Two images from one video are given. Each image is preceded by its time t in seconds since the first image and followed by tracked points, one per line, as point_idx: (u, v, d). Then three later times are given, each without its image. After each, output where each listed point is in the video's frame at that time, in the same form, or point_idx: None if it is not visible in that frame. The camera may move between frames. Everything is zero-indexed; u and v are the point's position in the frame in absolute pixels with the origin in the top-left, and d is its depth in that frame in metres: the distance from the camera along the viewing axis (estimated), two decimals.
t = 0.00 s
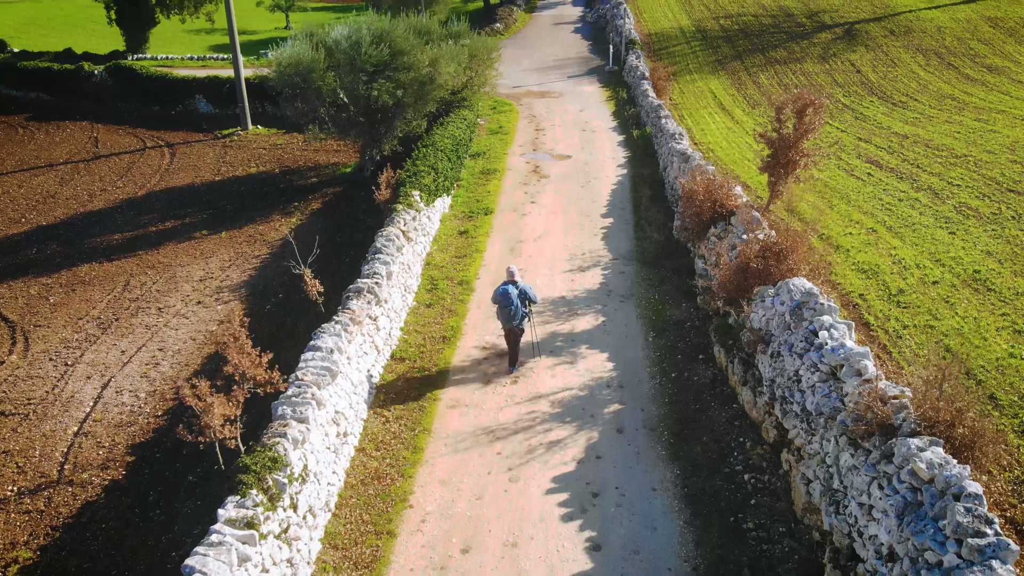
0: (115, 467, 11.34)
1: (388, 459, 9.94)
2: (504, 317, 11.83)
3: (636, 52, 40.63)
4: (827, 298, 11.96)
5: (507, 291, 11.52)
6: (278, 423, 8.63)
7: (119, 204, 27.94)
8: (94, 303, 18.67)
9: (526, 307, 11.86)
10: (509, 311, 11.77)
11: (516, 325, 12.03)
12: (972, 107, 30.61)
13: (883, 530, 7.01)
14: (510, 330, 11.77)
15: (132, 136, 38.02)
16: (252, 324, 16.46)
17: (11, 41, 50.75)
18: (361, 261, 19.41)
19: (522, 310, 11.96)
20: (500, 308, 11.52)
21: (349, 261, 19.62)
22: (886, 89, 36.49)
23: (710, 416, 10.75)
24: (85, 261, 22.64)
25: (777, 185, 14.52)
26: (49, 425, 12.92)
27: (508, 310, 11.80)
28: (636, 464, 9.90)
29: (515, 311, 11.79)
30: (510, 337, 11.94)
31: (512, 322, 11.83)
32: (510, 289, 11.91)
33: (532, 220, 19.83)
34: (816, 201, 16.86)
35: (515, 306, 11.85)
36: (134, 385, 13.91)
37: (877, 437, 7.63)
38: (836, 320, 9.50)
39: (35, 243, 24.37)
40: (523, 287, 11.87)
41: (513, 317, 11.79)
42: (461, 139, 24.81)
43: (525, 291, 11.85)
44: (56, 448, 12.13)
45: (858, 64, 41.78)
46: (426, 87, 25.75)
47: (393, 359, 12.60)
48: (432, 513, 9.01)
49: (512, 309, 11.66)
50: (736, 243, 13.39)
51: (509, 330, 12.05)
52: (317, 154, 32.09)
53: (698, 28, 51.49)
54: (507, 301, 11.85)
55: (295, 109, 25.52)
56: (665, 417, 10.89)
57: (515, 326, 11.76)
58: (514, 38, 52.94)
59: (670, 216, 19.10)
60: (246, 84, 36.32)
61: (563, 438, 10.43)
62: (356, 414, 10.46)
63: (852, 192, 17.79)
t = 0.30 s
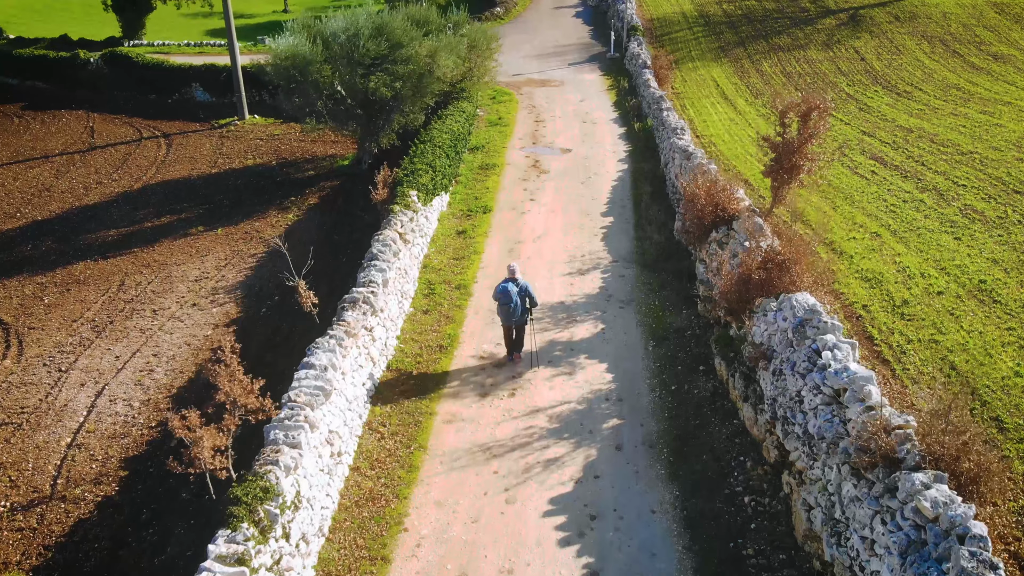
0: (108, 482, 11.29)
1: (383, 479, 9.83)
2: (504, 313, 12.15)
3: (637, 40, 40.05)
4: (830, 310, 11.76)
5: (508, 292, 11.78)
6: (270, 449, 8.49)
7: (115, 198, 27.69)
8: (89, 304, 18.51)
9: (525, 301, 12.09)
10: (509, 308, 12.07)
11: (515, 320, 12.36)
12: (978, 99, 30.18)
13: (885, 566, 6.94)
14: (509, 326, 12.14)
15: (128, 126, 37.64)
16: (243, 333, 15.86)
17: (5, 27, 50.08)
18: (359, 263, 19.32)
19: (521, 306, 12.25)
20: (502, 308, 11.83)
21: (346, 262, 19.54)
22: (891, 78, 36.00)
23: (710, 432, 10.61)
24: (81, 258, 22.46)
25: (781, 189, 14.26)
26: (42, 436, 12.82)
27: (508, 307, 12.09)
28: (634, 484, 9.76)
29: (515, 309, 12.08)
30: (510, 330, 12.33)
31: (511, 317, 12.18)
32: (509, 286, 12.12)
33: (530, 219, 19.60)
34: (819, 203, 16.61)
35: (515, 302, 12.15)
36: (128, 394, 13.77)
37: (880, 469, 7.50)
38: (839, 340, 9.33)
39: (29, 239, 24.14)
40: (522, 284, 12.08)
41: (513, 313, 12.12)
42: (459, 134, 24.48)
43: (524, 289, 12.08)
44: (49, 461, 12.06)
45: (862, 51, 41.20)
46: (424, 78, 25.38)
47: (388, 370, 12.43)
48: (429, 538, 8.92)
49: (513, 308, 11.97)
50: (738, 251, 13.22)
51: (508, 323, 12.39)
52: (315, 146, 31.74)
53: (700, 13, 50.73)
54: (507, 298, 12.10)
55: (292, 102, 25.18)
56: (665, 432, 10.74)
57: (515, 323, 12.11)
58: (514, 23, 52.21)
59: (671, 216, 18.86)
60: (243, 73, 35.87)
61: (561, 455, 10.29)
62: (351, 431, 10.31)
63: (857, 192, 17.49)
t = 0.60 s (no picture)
0: (101, 498, 11.30)
1: (377, 500, 9.75)
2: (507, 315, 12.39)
3: (638, 29, 39.52)
4: (831, 323, 11.59)
5: (513, 298, 11.98)
6: (261, 477, 8.38)
7: (110, 194, 27.46)
8: (83, 307, 18.38)
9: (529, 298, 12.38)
10: (513, 311, 12.31)
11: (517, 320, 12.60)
12: (983, 92, 29.80)
13: None
14: (513, 327, 12.41)
15: (123, 118, 37.26)
16: (237, 342, 15.40)
17: None
18: (355, 263, 18.87)
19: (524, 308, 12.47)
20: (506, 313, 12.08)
21: (342, 263, 19.09)
22: (894, 69, 35.57)
23: (709, 450, 10.49)
24: (75, 257, 22.29)
25: (783, 196, 14.01)
26: (36, 449, 12.76)
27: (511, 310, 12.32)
28: (632, 506, 9.66)
29: (518, 311, 12.32)
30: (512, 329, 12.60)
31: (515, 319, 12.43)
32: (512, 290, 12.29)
33: (528, 220, 19.40)
34: (821, 206, 16.39)
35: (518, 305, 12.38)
36: (121, 405, 13.69)
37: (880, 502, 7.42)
38: (840, 361, 9.19)
39: (23, 237, 23.93)
40: (526, 288, 12.26)
41: (517, 316, 12.36)
42: (457, 130, 24.19)
43: (528, 293, 12.26)
44: (42, 476, 12.01)
45: (865, 40, 40.68)
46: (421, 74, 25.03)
47: (384, 382, 12.31)
48: (424, 564, 8.85)
49: (516, 311, 12.22)
50: (740, 259, 13.04)
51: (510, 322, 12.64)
52: (312, 139, 31.43)
53: None
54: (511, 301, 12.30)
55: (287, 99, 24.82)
56: (662, 449, 10.63)
57: (518, 325, 12.38)
58: (513, 10, 51.55)
59: (671, 217, 18.64)
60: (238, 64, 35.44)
61: (558, 474, 10.18)
62: (344, 450, 10.17)
63: (859, 194, 17.27)
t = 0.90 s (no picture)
0: (94, 516, 11.38)
1: (371, 523, 9.70)
2: (510, 311, 12.71)
3: (638, 20, 39.07)
4: (830, 338, 11.45)
5: (514, 292, 12.30)
6: (252, 506, 8.29)
7: (105, 191, 27.24)
8: (77, 311, 18.26)
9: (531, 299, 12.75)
10: (515, 307, 12.63)
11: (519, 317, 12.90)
12: (985, 87, 29.50)
13: None
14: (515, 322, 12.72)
15: (118, 111, 36.90)
16: (231, 351, 15.23)
17: None
18: (350, 266, 18.76)
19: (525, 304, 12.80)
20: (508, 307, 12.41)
21: (337, 266, 18.97)
22: (897, 62, 35.20)
23: (706, 469, 10.40)
24: (69, 258, 22.12)
25: (783, 204, 13.81)
26: (28, 463, 12.70)
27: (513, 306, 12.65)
28: (627, 529, 9.59)
29: (520, 307, 12.64)
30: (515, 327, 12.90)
31: (516, 315, 12.75)
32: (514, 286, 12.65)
33: (526, 222, 19.23)
34: (821, 210, 16.20)
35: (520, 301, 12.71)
36: (115, 416, 13.61)
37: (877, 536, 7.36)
38: (839, 383, 9.07)
39: (17, 236, 23.75)
40: (527, 283, 12.62)
41: (518, 312, 12.68)
42: (454, 127, 23.94)
43: (529, 288, 12.60)
44: (35, 491, 11.95)
45: (867, 31, 40.24)
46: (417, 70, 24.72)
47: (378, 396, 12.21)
48: None
49: (518, 307, 12.53)
50: (738, 270, 12.89)
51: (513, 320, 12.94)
52: (308, 134, 31.15)
53: None
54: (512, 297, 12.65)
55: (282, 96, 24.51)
56: (659, 468, 10.53)
57: (520, 320, 12.68)
58: None
59: (669, 220, 18.47)
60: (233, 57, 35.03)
61: (554, 495, 10.10)
62: (337, 470, 10.07)
63: (859, 198, 17.08)
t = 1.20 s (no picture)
0: (86, 536, 11.36)
1: (364, 547, 9.71)
2: (508, 311, 12.99)
3: (636, 12, 38.64)
4: (828, 354, 11.34)
5: (510, 295, 12.54)
6: (242, 537, 8.25)
7: (99, 190, 27.02)
8: (70, 318, 18.12)
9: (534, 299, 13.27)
10: (513, 308, 12.90)
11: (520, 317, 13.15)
12: (986, 83, 29.22)
13: None
14: (513, 322, 13.00)
15: (111, 106, 36.53)
16: (224, 361, 15.11)
17: None
18: (345, 270, 18.57)
19: (523, 305, 13.03)
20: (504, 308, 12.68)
21: (332, 271, 18.80)
22: (898, 55, 34.85)
23: (702, 490, 10.34)
24: (62, 261, 21.96)
25: (781, 214, 13.63)
26: (21, 478, 12.65)
27: (511, 307, 12.91)
28: (621, 553, 9.55)
29: (518, 308, 12.88)
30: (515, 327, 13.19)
31: (515, 315, 13.03)
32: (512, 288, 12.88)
33: (522, 226, 19.07)
34: (820, 216, 16.03)
35: (518, 302, 12.96)
36: (107, 430, 13.54)
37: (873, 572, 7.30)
38: (836, 408, 8.97)
39: (10, 238, 23.56)
40: (525, 285, 12.83)
41: (517, 312, 12.95)
42: (450, 127, 23.68)
43: (526, 290, 12.81)
44: (27, 509, 11.91)
45: (868, 23, 39.83)
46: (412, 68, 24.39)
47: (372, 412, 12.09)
48: None
49: (515, 308, 12.79)
50: (735, 282, 12.73)
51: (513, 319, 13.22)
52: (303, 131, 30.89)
53: None
54: (511, 298, 12.90)
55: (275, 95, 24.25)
56: (654, 489, 10.47)
57: (518, 320, 12.95)
58: None
59: (667, 224, 18.31)
60: (228, 51, 34.63)
61: (548, 517, 10.03)
62: (330, 493, 9.99)
63: (859, 203, 16.92)
